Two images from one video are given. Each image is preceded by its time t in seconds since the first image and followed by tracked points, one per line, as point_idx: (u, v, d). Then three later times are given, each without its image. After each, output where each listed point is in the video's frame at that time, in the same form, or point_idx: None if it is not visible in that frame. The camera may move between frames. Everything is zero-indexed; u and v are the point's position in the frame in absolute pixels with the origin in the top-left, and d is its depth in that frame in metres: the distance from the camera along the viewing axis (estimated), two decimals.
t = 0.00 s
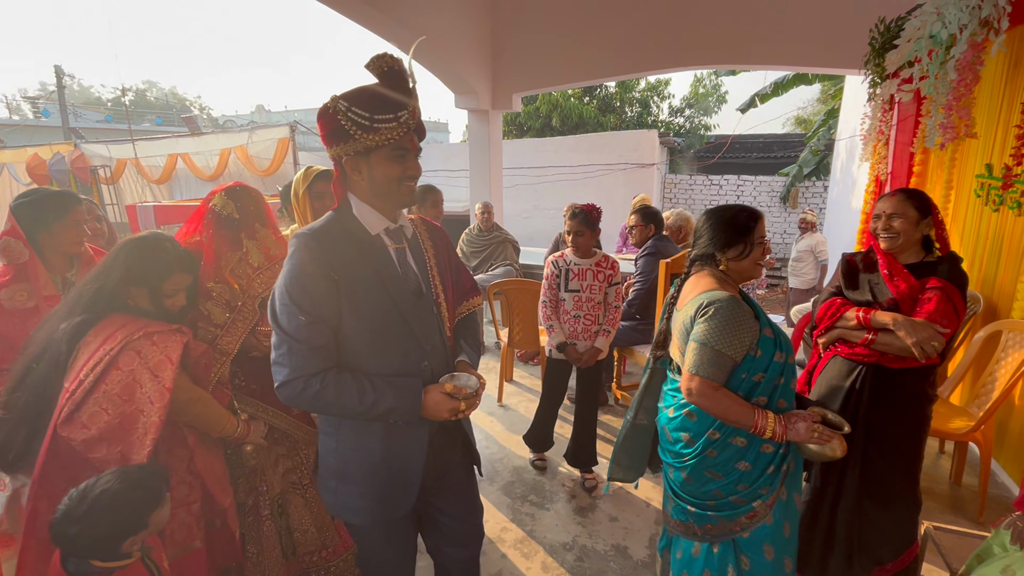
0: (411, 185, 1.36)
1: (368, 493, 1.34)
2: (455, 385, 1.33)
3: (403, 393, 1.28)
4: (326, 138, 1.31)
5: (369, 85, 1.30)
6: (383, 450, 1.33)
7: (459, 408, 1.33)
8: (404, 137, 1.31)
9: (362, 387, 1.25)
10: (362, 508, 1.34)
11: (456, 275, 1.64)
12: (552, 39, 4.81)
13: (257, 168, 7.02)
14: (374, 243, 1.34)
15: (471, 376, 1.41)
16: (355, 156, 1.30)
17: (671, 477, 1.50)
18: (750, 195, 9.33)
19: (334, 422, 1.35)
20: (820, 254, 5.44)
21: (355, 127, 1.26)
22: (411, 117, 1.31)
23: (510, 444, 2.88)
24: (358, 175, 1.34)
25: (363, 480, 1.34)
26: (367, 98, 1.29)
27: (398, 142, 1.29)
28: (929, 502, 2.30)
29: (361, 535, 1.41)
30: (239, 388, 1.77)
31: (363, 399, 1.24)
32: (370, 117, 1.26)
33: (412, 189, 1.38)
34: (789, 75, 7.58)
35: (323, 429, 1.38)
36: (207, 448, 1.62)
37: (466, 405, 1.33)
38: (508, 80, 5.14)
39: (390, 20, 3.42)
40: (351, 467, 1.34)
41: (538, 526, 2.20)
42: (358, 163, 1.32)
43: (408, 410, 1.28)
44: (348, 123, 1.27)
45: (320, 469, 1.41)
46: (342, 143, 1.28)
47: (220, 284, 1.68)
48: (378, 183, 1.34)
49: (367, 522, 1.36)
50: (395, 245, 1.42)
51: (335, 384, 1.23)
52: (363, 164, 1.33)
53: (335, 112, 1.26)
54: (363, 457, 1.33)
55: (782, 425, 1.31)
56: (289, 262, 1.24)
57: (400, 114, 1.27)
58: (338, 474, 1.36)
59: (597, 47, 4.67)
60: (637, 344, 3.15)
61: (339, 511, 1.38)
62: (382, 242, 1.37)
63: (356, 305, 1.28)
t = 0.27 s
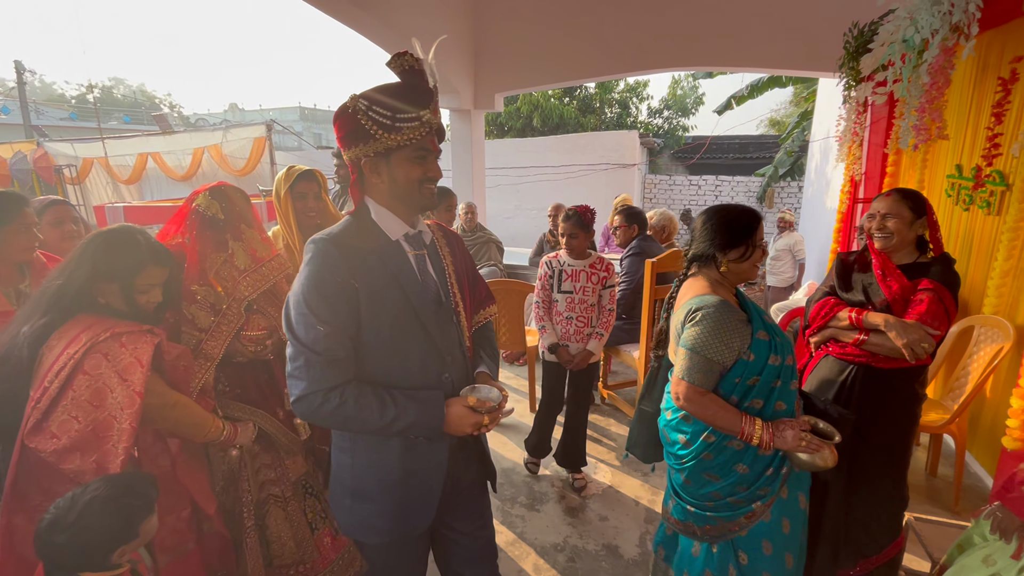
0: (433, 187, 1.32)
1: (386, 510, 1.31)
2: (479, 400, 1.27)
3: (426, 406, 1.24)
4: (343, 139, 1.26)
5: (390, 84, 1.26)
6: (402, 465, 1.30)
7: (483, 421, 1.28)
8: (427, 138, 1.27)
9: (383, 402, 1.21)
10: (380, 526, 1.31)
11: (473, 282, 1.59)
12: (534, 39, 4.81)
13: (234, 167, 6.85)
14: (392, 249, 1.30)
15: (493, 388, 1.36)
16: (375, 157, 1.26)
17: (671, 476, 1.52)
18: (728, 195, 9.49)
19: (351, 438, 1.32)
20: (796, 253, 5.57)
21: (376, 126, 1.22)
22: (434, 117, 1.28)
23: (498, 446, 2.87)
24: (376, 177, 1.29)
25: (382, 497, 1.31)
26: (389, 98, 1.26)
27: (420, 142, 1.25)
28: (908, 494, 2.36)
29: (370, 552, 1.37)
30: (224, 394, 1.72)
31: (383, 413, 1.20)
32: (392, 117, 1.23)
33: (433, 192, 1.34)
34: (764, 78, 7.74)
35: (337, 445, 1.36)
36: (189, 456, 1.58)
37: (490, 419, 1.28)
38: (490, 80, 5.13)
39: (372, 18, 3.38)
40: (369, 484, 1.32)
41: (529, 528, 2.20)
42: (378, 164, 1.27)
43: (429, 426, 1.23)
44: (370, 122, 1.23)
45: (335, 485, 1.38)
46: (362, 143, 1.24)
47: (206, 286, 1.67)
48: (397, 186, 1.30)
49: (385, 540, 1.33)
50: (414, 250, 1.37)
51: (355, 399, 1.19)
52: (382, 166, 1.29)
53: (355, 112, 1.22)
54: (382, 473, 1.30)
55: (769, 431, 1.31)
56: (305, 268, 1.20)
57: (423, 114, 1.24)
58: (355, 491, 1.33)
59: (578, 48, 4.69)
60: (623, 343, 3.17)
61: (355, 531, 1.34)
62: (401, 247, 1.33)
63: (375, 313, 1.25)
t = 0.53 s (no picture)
0: (467, 189, 1.32)
1: (426, 529, 1.27)
2: (521, 411, 1.23)
3: (466, 419, 1.20)
4: (377, 138, 1.23)
5: (423, 82, 1.25)
6: (440, 483, 1.27)
7: (524, 433, 1.24)
8: (462, 137, 1.27)
9: (421, 415, 1.17)
10: (417, 547, 1.27)
11: (500, 290, 1.57)
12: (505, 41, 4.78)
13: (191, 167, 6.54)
14: (424, 257, 1.26)
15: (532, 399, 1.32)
16: (408, 156, 1.24)
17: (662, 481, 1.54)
18: (691, 197, 9.74)
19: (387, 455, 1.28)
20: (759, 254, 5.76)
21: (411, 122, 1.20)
22: (469, 116, 1.28)
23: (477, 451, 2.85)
24: (409, 178, 1.27)
25: (419, 516, 1.27)
26: (421, 98, 1.26)
27: (457, 141, 1.25)
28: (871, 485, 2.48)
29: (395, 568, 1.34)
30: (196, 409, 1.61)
31: (423, 428, 1.16)
32: (430, 114, 1.21)
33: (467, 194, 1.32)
34: (725, 84, 7.98)
35: (371, 463, 1.31)
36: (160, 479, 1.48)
37: (531, 431, 1.25)
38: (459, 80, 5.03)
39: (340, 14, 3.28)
40: (406, 503, 1.27)
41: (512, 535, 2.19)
42: (412, 165, 1.25)
43: (471, 439, 1.19)
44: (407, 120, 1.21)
45: (366, 506, 1.33)
46: (395, 141, 1.21)
47: (179, 295, 1.53)
48: (431, 186, 1.28)
49: (422, 561, 1.29)
50: (445, 257, 1.34)
51: (394, 414, 1.15)
52: (414, 167, 1.27)
53: (392, 110, 1.20)
54: (420, 492, 1.26)
55: (759, 442, 1.34)
56: (333, 279, 1.16)
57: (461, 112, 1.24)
58: (390, 511, 1.29)
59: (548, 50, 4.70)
60: (599, 346, 3.20)
61: (392, 552, 1.29)
62: (434, 255, 1.30)
63: (411, 323, 1.21)
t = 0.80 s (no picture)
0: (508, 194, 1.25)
1: (473, 547, 1.21)
2: (565, 422, 1.16)
3: (516, 434, 1.11)
4: (418, 143, 1.15)
5: (463, 85, 1.19)
6: (485, 499, 1.20)
7: (569, 443, 1.16)
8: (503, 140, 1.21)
9: (470, 432, 1.08)
10: (463, 564, 1.21)
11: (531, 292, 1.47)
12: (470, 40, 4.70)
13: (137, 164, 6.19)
14: (466, 261, 1.17)
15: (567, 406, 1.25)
16: (449, 160, 1.16)
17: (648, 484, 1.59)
18: (651, 198, 9.97)
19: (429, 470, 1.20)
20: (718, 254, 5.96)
21: (453, 125, 1.13)
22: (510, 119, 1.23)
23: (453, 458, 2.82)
24: (449, 185, 1.19)
25: (465, 534, 1.20)
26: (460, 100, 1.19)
27: (501, 144, 1.19)
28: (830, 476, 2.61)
29: None
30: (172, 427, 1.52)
31: (474, 446, 1.08)
32: (474, 118, 1.15)
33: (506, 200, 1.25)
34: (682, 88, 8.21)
35: (410, 481, 1.23)
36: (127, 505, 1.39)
37: (576, 440, 1.17)
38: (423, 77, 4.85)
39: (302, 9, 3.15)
40: (450, 521, 1.21)
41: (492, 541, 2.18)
42: (454, 170, 1.17)
43: (520, 455, 1.10)
44: (450, 124, 1.14)
45: (406, 525, 1.26)
46: (436, 146, 1.14)
47: (158, 303, 1.44)
48: (473, 192, 1.20)
49: None
50: (484, 263, 1.25)
51: (445, 432, 1.06)
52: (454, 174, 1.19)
53: (435, 112, 1.13)
54: (464, 510, 1.20)
55: (748, 453, 1.37)
56: (374, 293, 1.07)
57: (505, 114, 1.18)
58: (433, 530, 1.21)
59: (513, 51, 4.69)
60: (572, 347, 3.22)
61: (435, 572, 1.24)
62: (475, 262, 1.21)
63: (457, 334, 1.11)
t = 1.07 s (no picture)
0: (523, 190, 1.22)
1: (480, 549, 1.19)
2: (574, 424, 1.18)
3: (526, 434, 1.10)
4: (434, 137, 1.11)
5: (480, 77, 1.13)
6: (492, 501, 1.18)
7: (576, 445, 1.18)
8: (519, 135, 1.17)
9: (484, 431, 1.06)
10: (468, 568, 1.19)
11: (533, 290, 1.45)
12: (430, 34, 4.63)
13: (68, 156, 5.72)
14: (482, 257, 1.14)
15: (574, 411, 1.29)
16: (465, 156, 1.12)
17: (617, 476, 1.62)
18: (608, 198, 10.17)
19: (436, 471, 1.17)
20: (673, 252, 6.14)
21: (469, 119, 1.09)
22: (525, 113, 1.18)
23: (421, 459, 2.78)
24: (463, 180, 1.15)
25: (471, 536, 1.18)
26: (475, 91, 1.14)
27: (517, 139, 1.15)
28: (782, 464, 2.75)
29: None
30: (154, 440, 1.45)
31: (487, 446, 1.06)
32: (490, 112, 1.11)
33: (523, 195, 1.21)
34: (637, 90, 8.39)
35: (417, 483, 1.18)
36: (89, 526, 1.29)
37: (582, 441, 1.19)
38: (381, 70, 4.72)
39: None
40: (456, 525, 1.18)
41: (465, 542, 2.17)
42: (468, 166, 1.13)
43: (530, 455, 1.09)
44: (466, 119, 1.10)
45: (413, 527, 1.22)
46: (452, 141, 1.10)
47: (139, 301, 1.35)
48: (488, 188, 1.15)
49: None
50: (497, 261, 1.23)
51: (461, 432, 1.04)
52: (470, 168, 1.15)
53: (452, 107, 1.09)
54: (472, 512, 1.17)
55: (715, 445, 1.41)
56: (394, 287, 1.03)
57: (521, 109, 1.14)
58: (440, 534, 1.18)
59: (474, 47, 4.64)
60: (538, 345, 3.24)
61: (438, 574, 1.21)
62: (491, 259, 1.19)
63: (474, 331, 1.08)
